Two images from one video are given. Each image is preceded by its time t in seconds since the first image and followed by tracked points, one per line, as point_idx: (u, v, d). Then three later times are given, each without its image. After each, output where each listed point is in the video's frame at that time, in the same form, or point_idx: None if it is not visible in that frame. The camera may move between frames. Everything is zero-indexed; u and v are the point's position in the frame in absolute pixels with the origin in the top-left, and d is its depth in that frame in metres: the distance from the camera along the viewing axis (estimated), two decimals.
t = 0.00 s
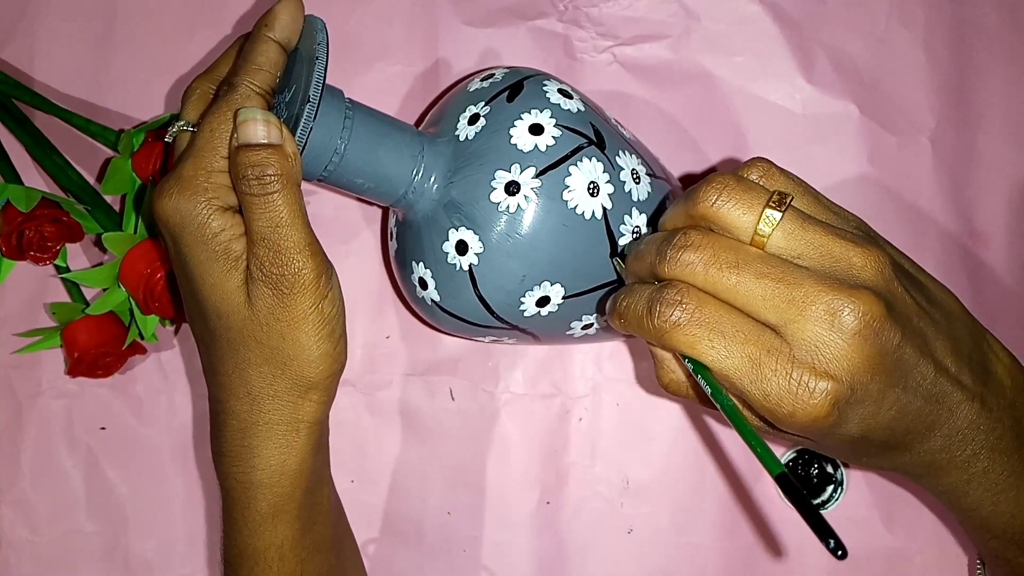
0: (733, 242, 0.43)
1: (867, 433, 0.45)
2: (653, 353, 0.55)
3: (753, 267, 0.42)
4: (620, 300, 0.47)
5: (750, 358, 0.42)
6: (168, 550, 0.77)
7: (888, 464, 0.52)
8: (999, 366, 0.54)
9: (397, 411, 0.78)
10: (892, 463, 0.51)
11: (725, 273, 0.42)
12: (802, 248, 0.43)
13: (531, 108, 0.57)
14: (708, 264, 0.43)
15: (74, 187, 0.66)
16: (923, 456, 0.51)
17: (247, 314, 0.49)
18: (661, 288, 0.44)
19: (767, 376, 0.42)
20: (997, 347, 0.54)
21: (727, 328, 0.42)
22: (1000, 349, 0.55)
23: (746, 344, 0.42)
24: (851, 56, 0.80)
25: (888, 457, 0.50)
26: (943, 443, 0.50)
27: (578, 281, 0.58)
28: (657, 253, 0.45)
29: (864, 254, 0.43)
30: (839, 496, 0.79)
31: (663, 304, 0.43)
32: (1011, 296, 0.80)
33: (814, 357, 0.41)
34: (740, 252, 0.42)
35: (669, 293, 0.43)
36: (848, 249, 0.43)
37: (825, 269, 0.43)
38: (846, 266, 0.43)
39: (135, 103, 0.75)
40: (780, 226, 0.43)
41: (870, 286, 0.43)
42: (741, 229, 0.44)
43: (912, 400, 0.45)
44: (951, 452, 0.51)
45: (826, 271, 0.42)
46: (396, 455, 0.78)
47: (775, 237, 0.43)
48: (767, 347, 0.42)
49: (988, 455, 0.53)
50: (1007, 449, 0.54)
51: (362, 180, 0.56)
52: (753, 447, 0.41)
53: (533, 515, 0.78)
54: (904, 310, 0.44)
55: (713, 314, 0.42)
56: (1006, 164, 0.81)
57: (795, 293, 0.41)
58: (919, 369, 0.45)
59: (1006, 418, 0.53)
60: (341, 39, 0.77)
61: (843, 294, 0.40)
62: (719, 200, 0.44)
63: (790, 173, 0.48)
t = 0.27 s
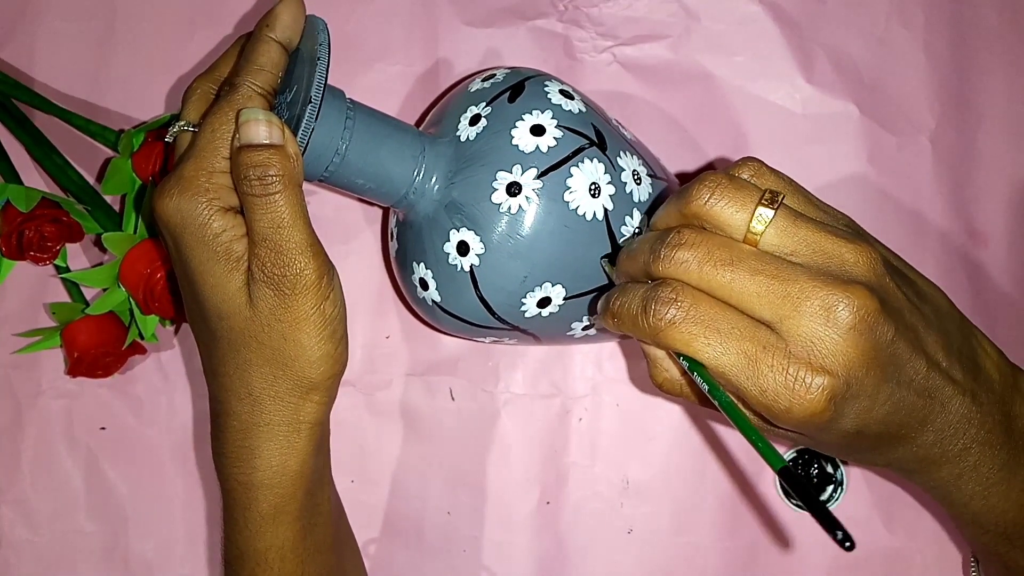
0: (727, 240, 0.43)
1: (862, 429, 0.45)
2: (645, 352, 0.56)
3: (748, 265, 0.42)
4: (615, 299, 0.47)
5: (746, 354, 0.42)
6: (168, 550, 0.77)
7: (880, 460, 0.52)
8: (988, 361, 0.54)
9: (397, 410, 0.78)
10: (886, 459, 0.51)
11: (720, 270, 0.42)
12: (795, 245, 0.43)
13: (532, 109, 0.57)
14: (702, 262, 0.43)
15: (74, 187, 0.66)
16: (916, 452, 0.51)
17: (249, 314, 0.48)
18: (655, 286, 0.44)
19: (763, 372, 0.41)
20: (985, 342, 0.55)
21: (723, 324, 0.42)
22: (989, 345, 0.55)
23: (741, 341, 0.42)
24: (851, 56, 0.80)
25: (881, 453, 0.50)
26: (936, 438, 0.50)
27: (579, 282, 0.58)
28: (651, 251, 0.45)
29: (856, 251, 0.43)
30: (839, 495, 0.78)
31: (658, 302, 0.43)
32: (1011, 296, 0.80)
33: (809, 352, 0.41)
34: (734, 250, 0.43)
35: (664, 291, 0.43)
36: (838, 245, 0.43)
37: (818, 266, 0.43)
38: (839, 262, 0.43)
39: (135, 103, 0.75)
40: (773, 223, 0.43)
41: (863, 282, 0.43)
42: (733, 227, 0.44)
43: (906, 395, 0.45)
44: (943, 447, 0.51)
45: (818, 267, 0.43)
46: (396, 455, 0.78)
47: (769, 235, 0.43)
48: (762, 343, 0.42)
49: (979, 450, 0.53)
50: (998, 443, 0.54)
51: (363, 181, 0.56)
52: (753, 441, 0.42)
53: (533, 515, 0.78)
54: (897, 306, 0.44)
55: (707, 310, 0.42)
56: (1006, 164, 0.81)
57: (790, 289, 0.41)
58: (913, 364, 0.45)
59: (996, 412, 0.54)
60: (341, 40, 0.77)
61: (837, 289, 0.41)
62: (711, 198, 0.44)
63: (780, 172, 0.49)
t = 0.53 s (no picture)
0: (738, 231, 0.43)
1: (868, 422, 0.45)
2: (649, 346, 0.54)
3: (759, 257, 0.42)
4: (621, 289, 0.47)
5: (758, 347, 0.41)
6: (168, 550, 0.77)
7: (882, 454, 0.52)
8: (990, 357, 0.54)
9: (397, 410, 0.78)
10: (888, 453, 0.51)
11: (733, 261, 0.42)
12: (807, 238, 0.43)
13: (535, 110, 0.57)
14: (713, 254, 0.42)
15: (74, 187, 0.66)
16: (918, 447, 0.51)
17: (250, 316, 0.48)
18: (665, 279, 0.44)
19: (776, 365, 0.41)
20: (987, 338, 0.55)
21: (734, 317, 0.42)
22: (991, 340, 0.55)
23: (754, 333, 0.41)
24: (851, 56, 0.80)
25: (884, 448, 0.50)
26: (938, 433, 0.51)
27: (581, 282, 0.58)
28: (659, 243, 0.45)
29: (870, 243, 0.43)
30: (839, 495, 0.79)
31: (668, 295, 0.43)
32: (1011, 295, 0.80)
33: (821, 346, 0.41)
34: (745, 242, 0.42)
35: (674, 284, 0.43)
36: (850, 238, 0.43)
37: (828, 258, 0.43)
38: (851, 255, 0.43)
39: (135, 103, 0.75)
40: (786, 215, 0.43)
41: (875, 275, 0.43)
42: (745, 219, 0.44)
43: (914, 389, 0.45)
44: (946, 442, 0.52)
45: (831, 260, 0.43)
46: (395, 455, 0.78)
47: (779, 227, 0.43)
48: (775, 335, 0.41)
49: (980, 445, 0.53)
50: (999, 438, 0.54)
51: (365, 182, 0.56)
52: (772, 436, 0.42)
53: (533, 515, 0.78)
54: (908, 300, 0.44)
55: (719, 302, 0.42)
56: (1006, 164, 0.81)
57: (803, 282, 0.41)
58: (921, 359, 0.45)
59: (998, 407, 0.54)
60: (342, 40, 0.77)
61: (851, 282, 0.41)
62: (723, 189, 0.44)
63: (789, 164, 0.48)
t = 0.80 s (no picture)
0: (744, 227, 0.43)
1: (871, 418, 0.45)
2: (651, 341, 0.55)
3: (766, 252, 0.42)
4: (623, 283, 0.47)
5: (766, 342, 0.41)
6: (168, 550, 0.77)
7: (882, 451, 0.52)
8: (992, 356, 0.54)
9: (397, 410, 0.78)
10: (889, 451, 0.51)
11: (741, 256, 0.42)
12: (812, 233, 0.43)
13: (535, 110, 0.57)
14: (719, 249, 0.42)
15: (74, 187, 0.66)
16: (919, 443, 0.51)
17: (251, 316, 0.48)
18: (670, 273, 0.43)
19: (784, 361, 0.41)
20: (987, 335, 0.55)
21: (741, 313, 0.41)
22: (993, 338, 0.55)
23: (762, 328, 0.41)
24: (851, 56, 0.80)
25: (885, 445, 0.50)
26: (939, 430, 0.51)
27: (581, 283, 0.58)
28: (663, 237, 0.45)
29: (875, 240, 0.43)
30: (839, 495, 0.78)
31: (673, 290, 0.42)
32: (1011, 295, 0.80)
33: (827, 342, 0.41)
34: (751, 237, 0.42)
35: (679, 279, 0.43)
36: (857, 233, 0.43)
37: (834, 254, 0.43)
38: (857, 251, 0.43)
39: (135, 103, 0.75)
40: (793, 210, 0.43)
41: (880, 272, 0.43)
42: (751, 214, 0.44)
43: (917, 386, 0.46)
44: (946, 439, 0.52)
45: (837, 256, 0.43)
46: (395, 456, 0.78)
47: (785, 223, 0.43)
48: (782, 331, 0.41)
49: (979, 441, 0.53)
50: (999, 435, 0.54)
51: (365, 182, 0.56)
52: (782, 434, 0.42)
53: (533, 515, 0.78)
54: (913, 297, 0.44)
55: (726, 297, 0.42)
56: (1006, 164, 0.81)
57: (810, 278, 0.41)
58: (925, 356, 0.45)
59: (998, 403, 0.54)
60: (341, 40, 0.77)
61: (859, 278, 0.41)
62: (730, 183, 0.44)
63: (793, 159, 0.48)
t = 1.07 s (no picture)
0: (759, 229, 0.43)
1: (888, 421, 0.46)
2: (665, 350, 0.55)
3: (784, 255, 0.41)
4: (635, 290, 0.47)
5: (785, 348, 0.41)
6: (168, 550, 0.77)
7: (897, 456, 0.53)
8: (1005, 357, 0.54)
9: (397, 410, 0.78)
10: (902, 453, 0.52)
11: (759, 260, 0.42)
12: (828, 236, 0.43)
13: (534, 110, 0.57)
14: (734, 251, 0.42)
15: (74, 187, 0.66)
16: (935, 447, 0.51)
17: (250, 316, 0.48)
18: (684, 277, 0.43)
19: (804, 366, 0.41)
20: (1001, 340, 0.55)
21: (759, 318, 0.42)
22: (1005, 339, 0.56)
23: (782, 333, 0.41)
24: (851, 56, 0.80)
25: (900, 448, 0.50)
26: (954, 434, 0.51)
27: (581, 282, 0.58)
28: (675, 240, 0.45)
29: (892, 242, 0.43)
30: (840, 495, 0.77)
31: (688, 295, 0.42)
32: (1012, 294, 0.80)
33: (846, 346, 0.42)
34: (767, 239, 0.42)
35: (694, 284, 0.43)
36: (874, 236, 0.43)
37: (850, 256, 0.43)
38: (874, 253, 0.43)
39: (135, 103, 0.75)
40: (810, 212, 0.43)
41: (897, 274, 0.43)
42: (765, 215, 0.44)
43: (934, 388, 0.46)
44: (961, 443, 0.52)
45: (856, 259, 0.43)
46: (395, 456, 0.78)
47: (801, 224, 0.43)
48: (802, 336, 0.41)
49: (995, 445, 0.53)
50: (1014, 440, 0.54)
51: (365, 182, 0.56)
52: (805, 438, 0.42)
53: (533, 515, 0.78)
54: (930, 299, 0.44)
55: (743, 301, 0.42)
56: (1006, 163, 0.81)
57: (829, 282, 0.41)
58: (942, 359, 0.45)
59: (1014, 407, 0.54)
60: (341, 40, 0.77)
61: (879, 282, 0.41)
62: (743, 186, 0.44)
63: (805, 159, 0.48)
